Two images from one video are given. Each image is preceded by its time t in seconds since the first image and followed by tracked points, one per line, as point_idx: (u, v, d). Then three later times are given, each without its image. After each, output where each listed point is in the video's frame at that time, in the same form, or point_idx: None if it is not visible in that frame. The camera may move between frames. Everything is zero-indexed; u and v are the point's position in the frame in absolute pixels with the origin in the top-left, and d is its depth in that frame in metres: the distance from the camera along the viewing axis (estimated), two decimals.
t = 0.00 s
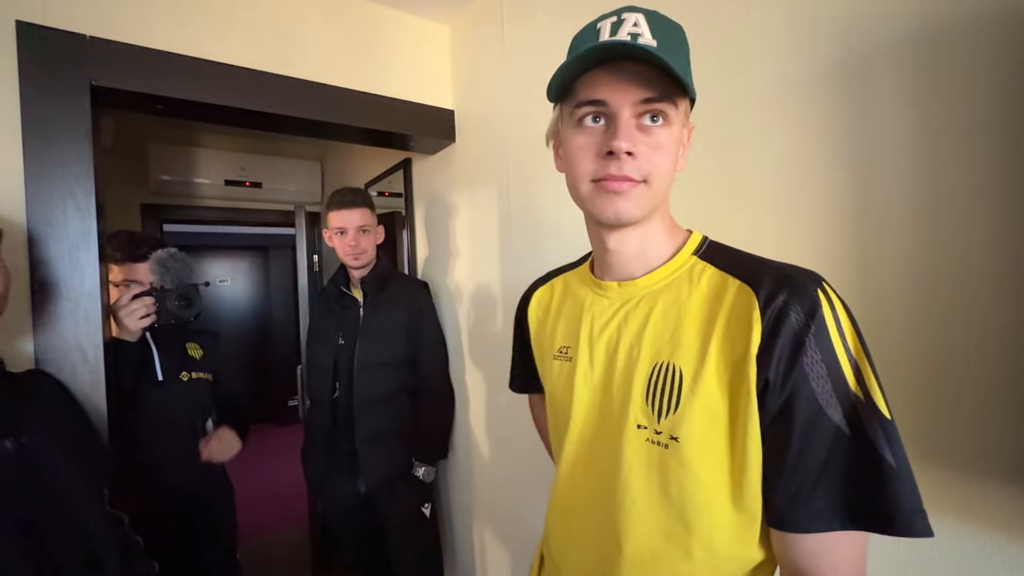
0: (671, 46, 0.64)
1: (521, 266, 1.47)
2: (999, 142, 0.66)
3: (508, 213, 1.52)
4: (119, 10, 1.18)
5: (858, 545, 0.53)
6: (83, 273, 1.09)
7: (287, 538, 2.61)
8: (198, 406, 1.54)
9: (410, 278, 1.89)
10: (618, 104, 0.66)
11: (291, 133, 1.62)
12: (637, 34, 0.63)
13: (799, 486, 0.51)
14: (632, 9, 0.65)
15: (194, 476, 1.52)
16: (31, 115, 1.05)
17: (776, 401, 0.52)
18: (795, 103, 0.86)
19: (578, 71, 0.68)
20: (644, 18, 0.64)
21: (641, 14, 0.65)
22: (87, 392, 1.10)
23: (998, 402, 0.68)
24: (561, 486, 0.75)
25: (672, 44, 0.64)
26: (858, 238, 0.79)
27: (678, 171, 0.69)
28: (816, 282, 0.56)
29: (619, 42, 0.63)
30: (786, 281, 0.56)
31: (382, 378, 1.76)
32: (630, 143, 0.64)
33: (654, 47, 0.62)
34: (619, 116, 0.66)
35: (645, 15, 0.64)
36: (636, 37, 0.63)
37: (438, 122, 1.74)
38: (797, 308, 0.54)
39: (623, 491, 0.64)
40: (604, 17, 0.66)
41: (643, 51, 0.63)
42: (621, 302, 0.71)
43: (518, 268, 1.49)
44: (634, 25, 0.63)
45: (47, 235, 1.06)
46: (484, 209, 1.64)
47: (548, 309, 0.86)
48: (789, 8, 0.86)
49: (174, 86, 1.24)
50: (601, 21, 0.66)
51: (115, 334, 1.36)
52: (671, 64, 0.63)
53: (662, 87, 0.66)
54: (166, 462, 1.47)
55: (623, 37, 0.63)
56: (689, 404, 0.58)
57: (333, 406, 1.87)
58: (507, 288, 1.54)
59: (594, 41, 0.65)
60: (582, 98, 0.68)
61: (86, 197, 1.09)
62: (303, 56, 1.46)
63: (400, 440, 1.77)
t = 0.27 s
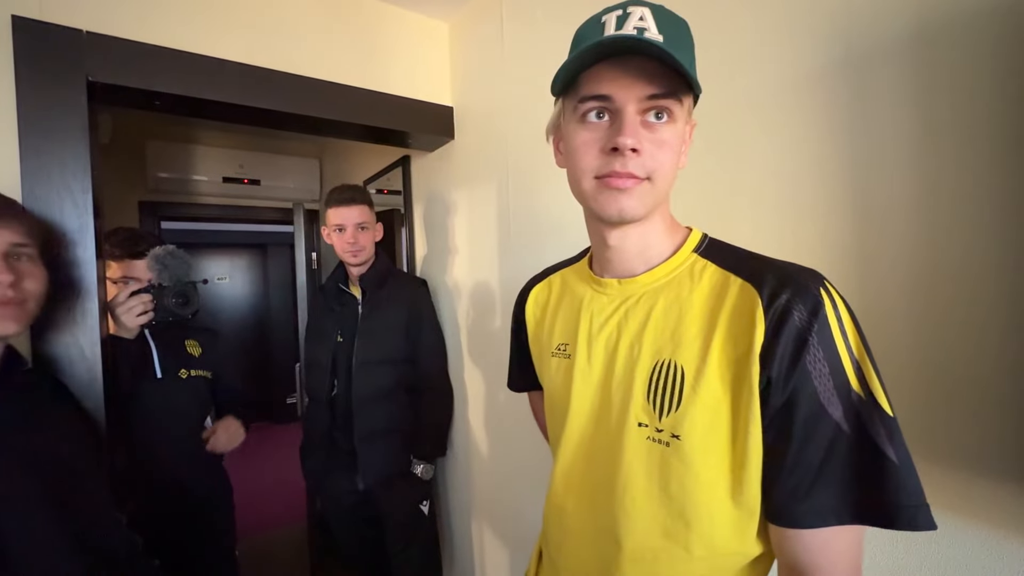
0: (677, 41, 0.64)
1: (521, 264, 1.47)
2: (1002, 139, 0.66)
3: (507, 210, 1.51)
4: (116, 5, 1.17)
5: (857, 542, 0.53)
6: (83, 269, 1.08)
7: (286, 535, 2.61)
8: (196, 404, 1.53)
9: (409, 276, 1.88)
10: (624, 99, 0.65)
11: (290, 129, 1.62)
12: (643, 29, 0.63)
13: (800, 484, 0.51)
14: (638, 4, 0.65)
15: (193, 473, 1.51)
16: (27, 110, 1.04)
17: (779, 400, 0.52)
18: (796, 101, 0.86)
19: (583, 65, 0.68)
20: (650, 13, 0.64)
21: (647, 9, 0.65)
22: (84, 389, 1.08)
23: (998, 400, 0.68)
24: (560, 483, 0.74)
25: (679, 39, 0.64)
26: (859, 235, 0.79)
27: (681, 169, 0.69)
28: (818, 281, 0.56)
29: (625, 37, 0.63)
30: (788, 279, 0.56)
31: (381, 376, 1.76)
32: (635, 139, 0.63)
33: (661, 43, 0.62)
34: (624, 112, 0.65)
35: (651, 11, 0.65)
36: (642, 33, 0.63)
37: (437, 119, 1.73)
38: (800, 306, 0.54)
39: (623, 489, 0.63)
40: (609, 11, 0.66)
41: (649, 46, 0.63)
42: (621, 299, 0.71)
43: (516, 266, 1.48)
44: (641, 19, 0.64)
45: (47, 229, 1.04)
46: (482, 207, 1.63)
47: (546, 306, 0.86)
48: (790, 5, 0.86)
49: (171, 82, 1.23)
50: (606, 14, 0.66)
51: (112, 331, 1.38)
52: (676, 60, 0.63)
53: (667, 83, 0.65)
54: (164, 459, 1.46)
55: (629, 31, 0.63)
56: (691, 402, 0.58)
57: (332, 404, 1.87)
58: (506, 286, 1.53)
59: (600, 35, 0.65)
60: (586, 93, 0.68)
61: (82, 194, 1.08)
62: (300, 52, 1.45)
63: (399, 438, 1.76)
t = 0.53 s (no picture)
0: (681, 39, 0.63)
1: (521, 262, 1.47)
2: (1006, 138, 0.65)
3: (508, 209, 1.51)
4: (115, 2, 1.17)
5: (860, 542, 0.53)
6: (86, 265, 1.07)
7: (285, 534, 2.61)
8: (196, 402, 1.53)
9: (409, 274, 1.88)
10: (627, 98, 0.65)
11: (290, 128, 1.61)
12: (646, 26, 0.63)
13: (802, 483, 0.51)
14: (641, 1, 0.65)
15: (193, 471, 1.52)
16: (25, 108, 1.04)
17: (781, 399, 0.52)
18: (797, 98, 0.85)
19: (585, 63, 0.67)
20: (653, 11, 0.64)
21: (650, 7, 0.64)
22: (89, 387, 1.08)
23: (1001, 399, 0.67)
24: (560, 482, 0.74)
25: (682, 37, 0.64)
26: (861, 233, 0.78)
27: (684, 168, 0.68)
28: (821, 280, 0.56)
29: (628, 35, 0.62)
30: (791, 277, 0.56)
31: (381, 375, 1.76)
32: (638, 138, 0.63)
33: (664, 40, 0.62)
34: (627, 111, 0.65)
35: (653, 9, 0.64)
36: (644, 30, 0.62)
37: (438, 117, 1.72)
38: (803, 305, 0.53)
39: (625, 488, 0.63)
40: (612, 9, 0.66)
41: (652, 44, 0.63)
42: (623, 297, 0.71)
43: (517, 264, 1.48)
44: (643, 17, 0.63)
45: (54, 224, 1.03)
46: (483, 205, 1.63)
47: (547, 304, 0.86)
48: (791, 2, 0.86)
49: (171, 79, 1.23)
50: (609, 12, 0.66)
51: (112, 329, 1.36)
52: (680, 58, 0.62)
53: (670, 81, 0.65)
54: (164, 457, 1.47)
55: (632, 29, 0.62)
56: (693, 400, 0.58)
57: (332, 402, 1.87)
58: (506, 284, 1.53)
59: (602, 33, 0.64)
60: (589, 91, 0.67)
61: (82, 191, 1.08)
62: (301, 50, 1.45)
63: (400, 436, 1.76)
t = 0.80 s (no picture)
0: (680, 40, 0.63)
1: (520, 263, 1.47)
2: (1005, 138, 0.65)
3: (507, 209, 1.51)
4: (112, 2, 1.17)
5: (860, 542, 0.53)
6: (86, 264, 1.06)
7: (284, 535, 2.60)
8: (193, 403, 1.52)
9: (408, 275, 1.88)
10: (626, 99, 0.65)
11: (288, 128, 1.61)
12: (646, 27, 0.62)
13: (802, 483, 0.51)
14: (639, 2, 0.65)
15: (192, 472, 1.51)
16: (22, 108, 1.04)
17: (781, 398, 0.52)
18: (795, 98, 0.85)
19: (585, 64, 0.67)
20: (652, 11, 0.64)
21: (649, 8, 0.64)
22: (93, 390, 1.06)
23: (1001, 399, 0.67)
24: (559, 482, 0.74)
25: (681, 38, 0.63)
26: (860, 234, 0.78)
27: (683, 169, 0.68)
28: (820, 279, 0.55)
29: (626, 36, 0.62)
30: (791, 277, 0.56)
31: (380, 375, 1.75)
32: (637, 138, 0.63)
33: (663, 41, 0.62)
34: (626, 112, 0.65)
35: (653, 9, 0.64)
36: (644, 31, 0.62)
37: (437, 117, 1.72)
38: (803, 304, 0.53)
39: (623, 487, 0.63)
40: (611, 10, 0.65)
41: (651, 45, 0.62)
42: (622, 297, 0.70)
43: (516, 264, 1.48)
44: (642, 18, 0.63)
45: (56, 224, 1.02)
46: (482, 205, 1.63)
47: (545, 303, 0.86)
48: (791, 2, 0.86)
49: (169, 79, 1.22)
50: (608, 13, 0.65)
51: (109, 330, 1.35)
52: (679, 58, 0.62)
53: (669, 82, 0.65)
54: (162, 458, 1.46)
55: (631, 30, 0.62)
56: (692, 399, 0.58)
57: (331, 403, 1.86)
58: (506, 284, 1.53)
59: (601, 34, 0.64)
60: (588, 92, 0.67)
61: (80, 191, 1.08)
62: (299, 50, 1.44)
63: (399, 437, 1.76)
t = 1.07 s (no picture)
0: (679, 40, 0.63)
1: (520, 263, 1.46)
2: (1007, 137, 0.65)
3: (507, 209, 1.51)
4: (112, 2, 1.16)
5: (861, 542, 0.52)
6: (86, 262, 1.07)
7: (284, 535, 2.60)
8: (194, 403, 1.52)
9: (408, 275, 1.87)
10: (624, 100, 0.65)
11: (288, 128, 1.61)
12: (644, 28, 0.62)
13: (803, 483, 0.51)
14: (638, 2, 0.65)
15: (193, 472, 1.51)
16: (21, 108, 1.04)
17: (782, 398, 0.52)
18: (796, 98, 0.85)
19: (583, 65, 0.67)
20: (651, 12, 0.64)
21: (648, 8, 0.64)
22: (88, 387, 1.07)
23: (1003, 399, 0.67)
24: (559, 482, 0.74)
25: (680, 38, 0.63)
26: (861, 233, 0.78)
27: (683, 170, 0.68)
28: (822, 279, 0.55)
29: (625, 36, 0.62)
30: (792, 276, 0.56)
31: (380, 375, 1.75)
32: (636, 139, 0.63)
33: (662, 41, 0.62)
34: (625, 112, 0.65)
35: (651, 9, 0.64)
36: (642, 32, 0.62)
37: (437, 117, 1.72)
38: (804, 304, 0.53)
39: (624, 487, 0.63)
40: (610, 10, 0.65)
41: (650, 45, 0.62)
42: (622, 297, 0.70)
43: (517, 264, 1.48)
44: (641, 18, 0.63)
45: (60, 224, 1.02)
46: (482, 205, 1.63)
47: (546, 303, 0.85)
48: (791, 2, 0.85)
49: (169, 79, 1.22)
50: (607, 13, 0.65)
51: (109, 330, 1.36)
52: (678, 58, 0.62)
53: (668, 82, 0.65)
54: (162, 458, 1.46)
55: (629, 31, 0.62)
56: (692, 400, 0.58)
57: (331, 403, 1.86)
58: (506, 284, 1.53)
59: (600, 35, 0.64)
60: (587, 93, 0.67)
61: (79, 192, 1.07)
62: (299, 49, 1.44)
63: (399, 437, 1.76)
